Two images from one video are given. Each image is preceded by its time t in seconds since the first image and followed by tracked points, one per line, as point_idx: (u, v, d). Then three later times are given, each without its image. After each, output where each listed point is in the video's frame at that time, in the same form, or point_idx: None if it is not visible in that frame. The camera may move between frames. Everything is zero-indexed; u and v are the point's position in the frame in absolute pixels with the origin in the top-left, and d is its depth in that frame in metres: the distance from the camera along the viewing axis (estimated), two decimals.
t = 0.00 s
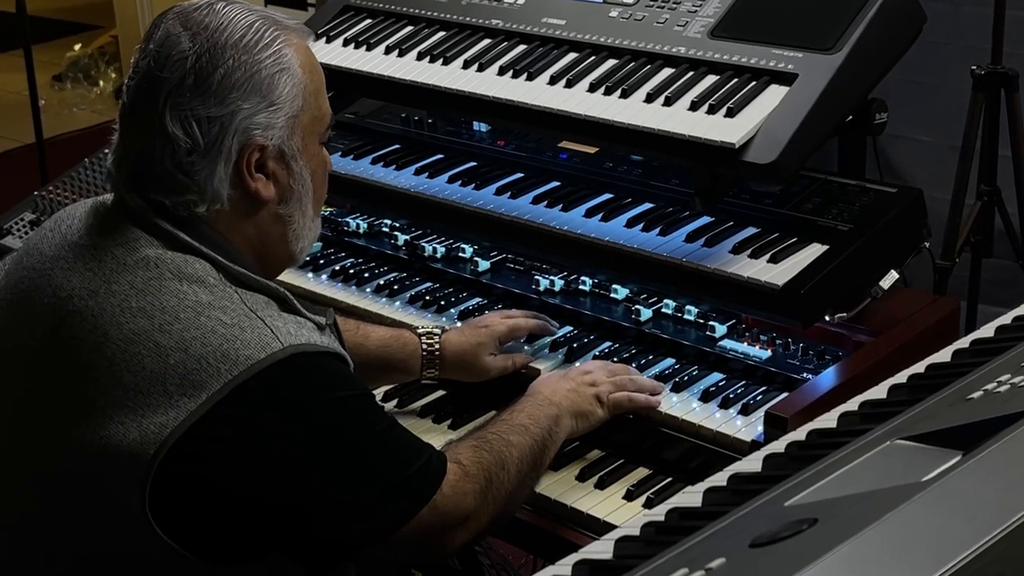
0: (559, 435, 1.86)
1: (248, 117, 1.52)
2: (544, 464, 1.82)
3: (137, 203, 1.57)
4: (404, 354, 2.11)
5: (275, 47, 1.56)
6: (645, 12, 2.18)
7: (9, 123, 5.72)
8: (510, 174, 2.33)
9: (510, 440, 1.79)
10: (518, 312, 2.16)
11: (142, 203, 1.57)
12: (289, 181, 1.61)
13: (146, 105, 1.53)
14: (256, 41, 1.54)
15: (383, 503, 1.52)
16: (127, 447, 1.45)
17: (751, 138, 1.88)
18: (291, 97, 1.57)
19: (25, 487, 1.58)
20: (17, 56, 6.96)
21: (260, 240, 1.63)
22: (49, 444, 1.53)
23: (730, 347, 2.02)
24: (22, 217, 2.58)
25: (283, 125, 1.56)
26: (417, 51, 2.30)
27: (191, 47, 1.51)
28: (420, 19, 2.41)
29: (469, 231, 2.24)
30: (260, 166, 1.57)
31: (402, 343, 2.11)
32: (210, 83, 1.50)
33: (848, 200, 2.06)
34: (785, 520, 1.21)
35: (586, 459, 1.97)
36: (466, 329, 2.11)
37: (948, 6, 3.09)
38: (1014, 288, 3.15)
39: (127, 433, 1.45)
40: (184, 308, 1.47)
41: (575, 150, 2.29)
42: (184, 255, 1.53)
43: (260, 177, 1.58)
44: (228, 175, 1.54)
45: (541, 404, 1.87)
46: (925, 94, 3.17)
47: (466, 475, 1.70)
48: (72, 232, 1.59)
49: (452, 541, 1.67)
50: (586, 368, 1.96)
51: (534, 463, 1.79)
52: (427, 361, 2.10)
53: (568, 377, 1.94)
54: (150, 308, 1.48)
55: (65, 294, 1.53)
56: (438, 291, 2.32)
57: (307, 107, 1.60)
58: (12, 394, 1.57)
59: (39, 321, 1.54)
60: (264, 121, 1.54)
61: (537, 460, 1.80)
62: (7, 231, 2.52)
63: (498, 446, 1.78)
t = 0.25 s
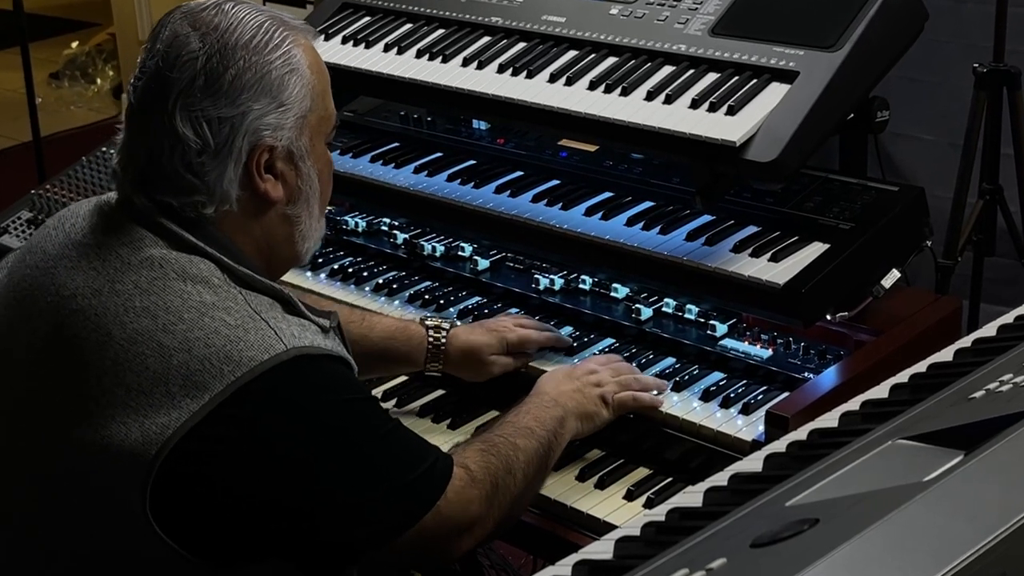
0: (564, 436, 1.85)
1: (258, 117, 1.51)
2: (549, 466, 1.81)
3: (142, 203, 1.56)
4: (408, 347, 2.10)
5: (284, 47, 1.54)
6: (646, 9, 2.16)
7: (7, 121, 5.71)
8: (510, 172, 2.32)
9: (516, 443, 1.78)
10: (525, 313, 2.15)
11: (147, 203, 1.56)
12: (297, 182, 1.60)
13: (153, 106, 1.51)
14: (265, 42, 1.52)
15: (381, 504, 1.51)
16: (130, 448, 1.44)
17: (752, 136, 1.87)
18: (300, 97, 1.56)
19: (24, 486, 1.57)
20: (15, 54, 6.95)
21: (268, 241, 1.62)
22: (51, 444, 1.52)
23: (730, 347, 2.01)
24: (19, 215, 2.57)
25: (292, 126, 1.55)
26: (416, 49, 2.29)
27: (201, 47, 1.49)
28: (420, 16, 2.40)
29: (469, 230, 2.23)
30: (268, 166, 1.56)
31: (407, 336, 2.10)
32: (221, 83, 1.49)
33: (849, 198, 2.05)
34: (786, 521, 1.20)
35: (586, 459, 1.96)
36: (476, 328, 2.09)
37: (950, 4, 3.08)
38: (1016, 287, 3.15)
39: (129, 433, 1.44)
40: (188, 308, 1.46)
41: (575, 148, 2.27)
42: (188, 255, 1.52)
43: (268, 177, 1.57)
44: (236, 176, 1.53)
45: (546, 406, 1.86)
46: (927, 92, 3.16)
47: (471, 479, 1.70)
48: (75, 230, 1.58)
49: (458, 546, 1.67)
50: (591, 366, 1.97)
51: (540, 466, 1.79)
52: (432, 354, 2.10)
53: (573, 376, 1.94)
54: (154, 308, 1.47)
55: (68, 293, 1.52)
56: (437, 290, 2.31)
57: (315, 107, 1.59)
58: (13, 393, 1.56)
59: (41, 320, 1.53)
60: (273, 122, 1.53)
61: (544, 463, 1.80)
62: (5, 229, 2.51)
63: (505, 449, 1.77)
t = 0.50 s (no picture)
0: (571, 434, 1.83)
1: (268, 114, 1.50)
2: (556, 463, 1.79)
3: (149, 198, 1.54)
4: (432, 340, 2.08)
5: (292, 44, 1.53)
6: (646, 7, 2.15)
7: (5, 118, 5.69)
8: (509, 171, 2.31)
9: (521, 439, 1.76)
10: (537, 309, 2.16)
11: (154, 200, 1.54)
12: (305, 178, 1.59)
13: (161, 103, 1.50)
14: (274, 38, 1.51)
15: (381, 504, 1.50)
16: (137, 443, 1.42)
17: (753, 134, 1.86)
18: (308, 93, 1.55)
19: (25, 485, 1.56)
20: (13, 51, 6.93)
21: (275, 238, 1.61)
22: (58, 441, 1.50)
23: (731, 347, 2.00)
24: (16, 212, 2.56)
25: (300, 122, 1.54)
26: (416, 46, 2.27)
27: (210, 44, 1.48)
28: (418, 14, 2.39)
29: (469, 229, 2.22)
30: (276, 163, 1.55)
31: (430, 330, 2.08)
32: (231, 80, 1.48)
33: (851, 197, 2.04)
34: (788, 521, 1.19)
35: (586, 459, 1.95)
36: (500, 322, 2.08)
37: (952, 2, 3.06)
38: (1018, 286, 3.14)
39: (136, 429, 1.43)
40: (195, 302, 1.45)
41: (575, 147, 2.26)
42: (194, 249, 1.50)
43: (277, 173, 1.55)
44: (246, 173, 1.52)
45: (551, 403, 1.84)
46: (928, 90, 3.15)
47: (478, 474, 1.68)
48: (81, 226, 1.56)
49: (464, 543, 1.67)
50: (598, 365, 1.95)
51: (545, 463, 1.77)
52: (456, 349, 2.07)
53: (580, 376, 1.91)
54: (160, 302, 1.45)
55: (74, 288, 1.50)
56: (436, 289, 2.30)
57: (322, 103, 1.58)
58: (19, 390, 1.54)
59: (47, 316, 1.52)
60: (283, 119, 1.52)
61: (549, 461, 1.78)
62: (2, 226, 2.50)
63: (511, 446, 1.75)
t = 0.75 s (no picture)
0: (580, 439, 1.80)
1: (302, 118, 1.49)
2: (570, 471, 1.75)
3: (180, 196, 1.52)
4: (421, 351, 2.07)
5: (326, 48, 1.52)
6: (647, 4, 2.14)
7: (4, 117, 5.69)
8: (508, 169, 2.30)
9: (536, 449, 1.72)
10: (533, 312, 2.14)
11: (185, 197, 1.52)
12: (332, 181, 1.58)
13: (193, 104, 1.48)
14: (309, 43, 1.50)
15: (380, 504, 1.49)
16: (179, 442, 1.40)
17: (753, 133, 1.85)
18: (340, 98, 1.54)
19: (29, 485, 1.55)
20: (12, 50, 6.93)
21: (302, 239, 1.60)
22: (88, 442, 1.48)
23: (732, 346, 1.99)
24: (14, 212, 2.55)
25: (331, 126, 1.53)
26: (415, 44, 2.26)
27: (246, 47, 1.47)
28: (417, 11, 2.37)
29: (469, 228, 2.20)
30: (306, 166, 1.55)
31: (419, 340, 2.07)
32: (268, 84, 1.47)
33: (852, 195, 2.03)
34: (788, 521, 1.17)
35: (586, 459, 1.95)
36: (488, 330, 2.07)
37: None
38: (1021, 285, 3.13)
39: (179, 427, 1.41)
40: (234, 299, 1.44)
41: (575, 146, 2.24)
42: (230, 247, 1.49)
43: (307, 176, 1.55)
44: (278, 176, 1.51)
45: (557, 408, 1.81)
46: (931, 88, 3.14)
47: (503, 486, 1.63)
48: (108, 225, 1.54)
49: (492, 560, 1.60)
50: (598, 368, 1.91)
51: (564, 473, 1.73)
52: (445, 360, 2.06)
53: (582, 379, 1.88)
54: (199, 299, 1.44)
55: (107, 287, 1.48)
56: (434, 287, 2.29)
57: (350, 108, 1.57)
58: (43, 392, 1.51)
59: (77, 316, 1.49)
60: (316, 123, 1.51)
61: (567, 470, 1.74)
62: None
63: (529, 458, 1.70)
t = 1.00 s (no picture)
0: (582, 436, 1.79)
1: (315, 114, 1.48)
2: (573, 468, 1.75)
3: (192, 188, 1.52)
4: (421, 344, 2.07)
5: (342, 48, 1.52)
6: (647, 2, 2.13)
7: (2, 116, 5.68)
8: (508, 168, 2.30)
9: (540, 450, 1.71)
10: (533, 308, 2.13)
11: (198, 189, 1.52)
12: (344, 181, 1.56)
13: (208, 98, 1.48)
14: (324, 41, 1.50)
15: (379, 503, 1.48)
16: (189, 434, 1.39)
17: (755, 131, 1.84)
18: (354, 97, 1.53)
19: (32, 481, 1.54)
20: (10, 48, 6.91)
21: (313, 238, 1.58)
22: (97, 436, 1.47)
23: (733, 345, 1.98)
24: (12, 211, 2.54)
25: (345, 125, 1.52)
26: (414, 42, 2.25)
27: (262, 43, 1.46)
28: (416, 9, 2.36)
29: (469, 226, 2.19)
30: (318, 164, 1.53)
31: (420, 332, 2.07)
32: (281, 79, 1.46)
33: (854, 194, 2.02)
34: (790, 522, 1.16)
35: (587, 459, 1.94)
36: (489, 323, 2.06)
37: None
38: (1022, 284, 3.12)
39: (188, 419, 1.39)
40: (246, 293, 1.43)
41: (574, 143, 2.18)
42: (242, 242, 1.49)
43: (319, 174, 1.53)
44: (290, 172, 1.50)
45: (559, 407, 1.80)
46: (932, 86, 3.13)
47: (510, 491, 1.60)
48: (121, 218, 1.53)
49: (499, 565, 1.56)
50: (599, 364, 1.90)
51: (566, 472, 1.73)
52: (445, 352, 2.06)
53: (582, 376, 1.87)
54: (212, 293, 1.43)
55: (119, 279, 1.47)
56: (434, 286, 2.28)
57: (366, 109, 1.56)
58: (52, 385, 1.50)
59: (88, 307, 1.48)
60: (329, 120, 1.50)
61: (568, 469, 1.74)
62: None
63: (534, 460, 1.69)
